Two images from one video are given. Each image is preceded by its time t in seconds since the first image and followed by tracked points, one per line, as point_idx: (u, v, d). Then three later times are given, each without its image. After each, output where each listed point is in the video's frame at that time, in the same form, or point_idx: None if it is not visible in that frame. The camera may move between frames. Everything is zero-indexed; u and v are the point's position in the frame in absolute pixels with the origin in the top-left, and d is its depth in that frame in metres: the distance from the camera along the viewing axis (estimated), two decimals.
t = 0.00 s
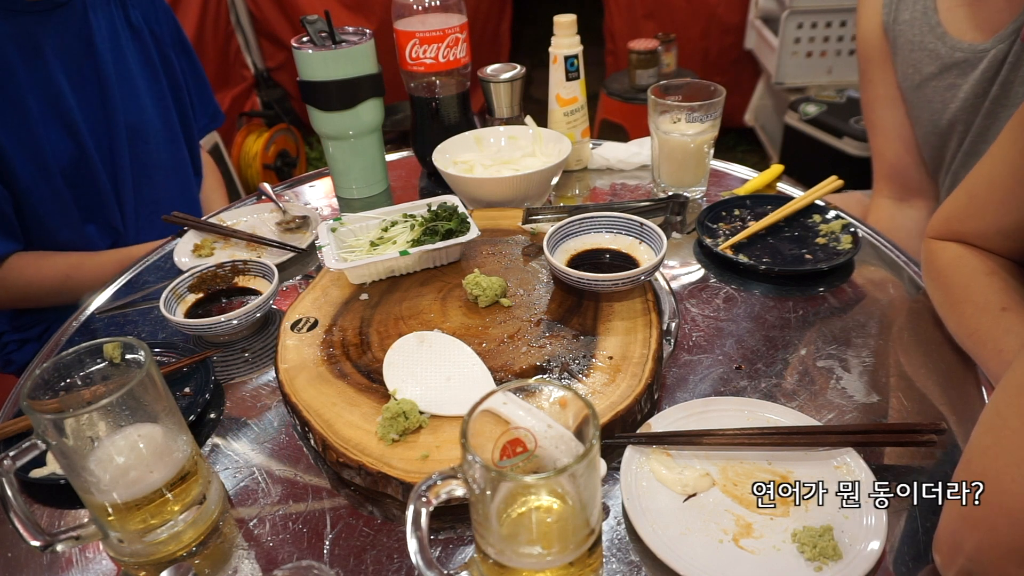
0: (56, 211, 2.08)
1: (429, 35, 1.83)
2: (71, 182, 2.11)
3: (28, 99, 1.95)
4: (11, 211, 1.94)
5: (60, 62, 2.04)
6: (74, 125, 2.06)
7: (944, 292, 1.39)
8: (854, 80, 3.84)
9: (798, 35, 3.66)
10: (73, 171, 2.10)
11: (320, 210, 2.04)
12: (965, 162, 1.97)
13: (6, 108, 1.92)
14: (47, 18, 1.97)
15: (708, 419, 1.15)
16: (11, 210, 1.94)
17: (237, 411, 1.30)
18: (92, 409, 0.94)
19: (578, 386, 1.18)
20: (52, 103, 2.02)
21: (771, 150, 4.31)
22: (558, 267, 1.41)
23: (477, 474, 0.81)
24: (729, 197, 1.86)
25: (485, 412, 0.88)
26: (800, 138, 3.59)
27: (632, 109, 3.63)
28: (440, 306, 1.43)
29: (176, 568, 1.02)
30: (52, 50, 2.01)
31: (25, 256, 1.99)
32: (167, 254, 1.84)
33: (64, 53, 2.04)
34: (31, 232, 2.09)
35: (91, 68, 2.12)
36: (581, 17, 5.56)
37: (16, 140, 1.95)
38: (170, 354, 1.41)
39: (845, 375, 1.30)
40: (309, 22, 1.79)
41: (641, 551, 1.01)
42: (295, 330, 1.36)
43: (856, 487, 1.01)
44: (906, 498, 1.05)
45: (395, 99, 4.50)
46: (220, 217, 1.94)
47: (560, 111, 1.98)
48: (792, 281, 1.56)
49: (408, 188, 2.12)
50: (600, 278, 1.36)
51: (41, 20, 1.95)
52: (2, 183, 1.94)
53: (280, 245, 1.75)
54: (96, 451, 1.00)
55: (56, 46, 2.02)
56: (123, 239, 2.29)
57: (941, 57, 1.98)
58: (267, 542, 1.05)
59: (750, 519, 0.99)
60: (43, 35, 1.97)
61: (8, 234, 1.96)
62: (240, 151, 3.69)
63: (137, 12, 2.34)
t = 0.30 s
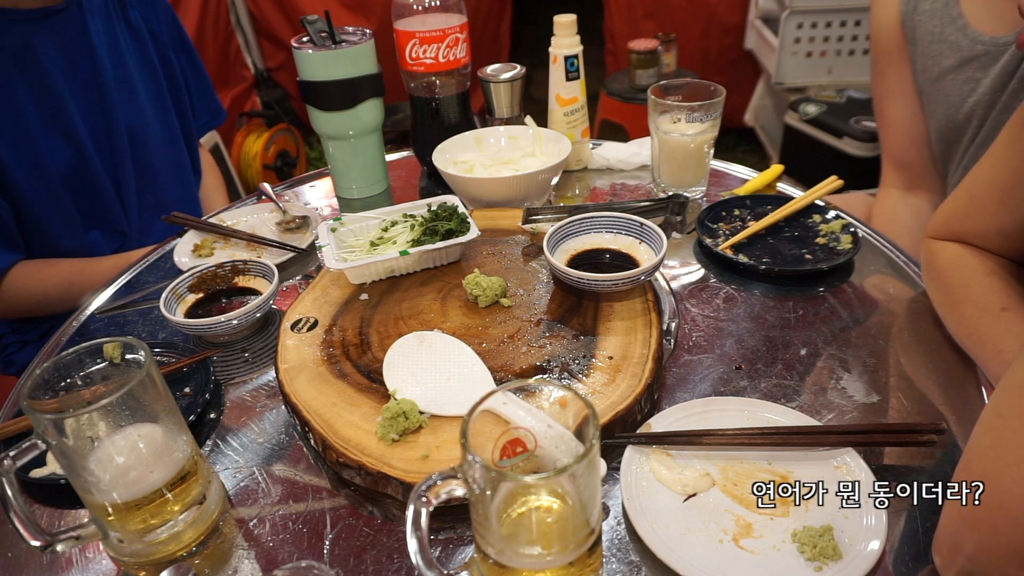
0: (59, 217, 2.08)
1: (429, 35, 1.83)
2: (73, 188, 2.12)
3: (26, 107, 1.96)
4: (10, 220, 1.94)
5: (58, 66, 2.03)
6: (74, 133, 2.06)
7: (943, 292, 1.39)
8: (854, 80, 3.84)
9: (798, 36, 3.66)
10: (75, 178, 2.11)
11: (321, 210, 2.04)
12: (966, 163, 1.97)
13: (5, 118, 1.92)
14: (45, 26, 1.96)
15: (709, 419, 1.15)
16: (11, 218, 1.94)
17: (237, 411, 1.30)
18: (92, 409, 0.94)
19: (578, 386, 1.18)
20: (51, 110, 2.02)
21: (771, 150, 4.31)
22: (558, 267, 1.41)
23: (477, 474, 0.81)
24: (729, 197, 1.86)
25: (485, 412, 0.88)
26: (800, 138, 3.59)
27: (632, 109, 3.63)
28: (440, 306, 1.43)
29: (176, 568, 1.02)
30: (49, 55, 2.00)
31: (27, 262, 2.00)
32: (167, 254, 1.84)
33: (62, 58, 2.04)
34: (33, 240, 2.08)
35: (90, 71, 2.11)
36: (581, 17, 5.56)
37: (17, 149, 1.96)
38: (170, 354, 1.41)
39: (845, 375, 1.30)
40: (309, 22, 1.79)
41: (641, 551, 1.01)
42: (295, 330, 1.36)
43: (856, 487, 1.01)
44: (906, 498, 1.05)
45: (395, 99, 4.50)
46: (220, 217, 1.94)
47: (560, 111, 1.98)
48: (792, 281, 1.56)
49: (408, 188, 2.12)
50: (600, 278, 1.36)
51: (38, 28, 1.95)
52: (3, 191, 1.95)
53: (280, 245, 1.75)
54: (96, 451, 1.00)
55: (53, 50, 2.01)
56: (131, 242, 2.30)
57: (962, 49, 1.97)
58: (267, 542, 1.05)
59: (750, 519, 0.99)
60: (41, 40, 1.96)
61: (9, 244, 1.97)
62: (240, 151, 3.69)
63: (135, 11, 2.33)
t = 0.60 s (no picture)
0: (60, 218, 2.08)
1: (429, 35, 1.83)
2: (74, 188, 2.12)
3: (26, 109, 1.95)
4: (12, 220, 1.94)
5: (59, 67, 2.03)
6: (75, 133, 2.06)
7: (943, 292, 1.38)
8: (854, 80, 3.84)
9: (798, 35, 3.66)
10: (76, 179, 2.11)
11: (321, 210, 2.04)
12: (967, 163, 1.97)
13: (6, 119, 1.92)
14: (45, 27, 1.96)
15: (709, 419, 1.15)
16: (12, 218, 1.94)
17: (237, 411, 1.30)
18: (92, 409, 0.94)
19: (578, 386, 1.18)
20: (52, 111, 2.01)
21: (771, 150, 4.31)
22: (558, 267, 1.41)
23: (477, 474, 0.81)
24: (729, 197, 1.86)
25: (485, 412, 0.88)
26: (800, 138, 3.59)
27: (632, 109, 3.63)
28: (440, 306, 1.43)
29: (176, 568, 1.02)
30: (50, 56, 2.00)
31: (29, 263, 2.00)
32: (167, 254, 1.84)
33: (63, 60, 2.03)
34: (33, 242, 2.07)
35: (92, 73, 2.11)
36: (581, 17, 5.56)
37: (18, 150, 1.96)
38: (170, 354, 1.41)
39: (846, 375, 1.30)
40: (309, 22, 1.79)
41: (641, 551, 1.01)
42: (295, 330, 1.36)
43: (856, 487, 1.01)
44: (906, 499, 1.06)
45: (395, 99, 4.50)
46: (220, 217, 1.94)
47: (560, 111, 1.97)
48: (792, 281, 1.56)
49: (408, 188, 2.12)
50: (600, 278, 1.36)
51: (39, 29, 1.94)
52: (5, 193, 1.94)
53: (280, 245, 1.75)
54: (96, 451, 1.00)
55: (54, 51, 2.00)
56: (132, 243, 2.30)
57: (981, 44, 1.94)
58: (267, 542, 1.05)
59: (750, 519, 0.99)
60: (42, 41, 1.96)
61: (12, 245, 1.97)
62: (240, 151, 3.69)
63: (137, 12, 2.33)
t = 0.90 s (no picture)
0: (61, 218, 2.08)
1: (429, 35, 1.83)
2: (78, 189, 2.11)
3: (31, 108, 1.95)
4: (15, 219, 1.94)
5: (65, 68, 2.03)
6: (80, 134, 2.06)
7: (943, 292, 1.39)
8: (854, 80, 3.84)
9: (798, 35, 3.66)
10: (80, 179, 2.11)
11: (320, 209, 2.04)
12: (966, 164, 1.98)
13: (11, 118, 1.92)
14: (50, 27, 1.96)
15: (708, 419, 1.15)
16: (15, 216, 1.93)
17: (237, 411, 1.30)
18: (92, 409, 0.94)
19: (578, 386, 1.18)
20: (57, 112, 2.01)
21: (771, 149, 4.31)
22: (558, 267, 1.41)
23: (477, 474, 0.81)
24: (729, 197, 1.86)
25: (485, 412, 0.88)
26: (800, 138, 3.59)
27: (632, 109, 3.63)
28: (440, 306, 1.43)
29: (176, 568, 1.02)
30: (56, 57, 2.00)
31: (30, 264, 1.99)
32: (167, 254, 1.84)
33: (68, 60, 2.03)
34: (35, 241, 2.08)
35: (98, 74, 2.11)
36: (581, 17, 5.56)
37: (23, 149, 1.96)
38: (170, 354, 1.41)
39: (846, 375, 1.30)
40: (309, 22, 1.79)
41: (641, 551, 1.01)
42: (295, 330, 1.36)
43: (856, 488, 1.01)
44: (906, 499, 1.06)
45: (395, 99, 4.50)
46: (220, 217, 1.94)
47: (560, 111, 1.97)
48: (792, 281, 1.56)
49: (407, 188, 2.12)
50: (600, 278, 1.36)
51: (44, 29, 1.94)
52: (7, 192, 1.94)
53: (280, 245, 1.75)
54: (96, 451, 1.00)
55: (60, 52, 2.01)
56: (136, 244, 2.29)
57: (973, 51, 1.96)
58: (267, 542, 1.05)
59: (749, 519, 0.99)
60: (45, 42, 1.96)
61: (13, 245, 1.96)
62: (240, 151, 3.69)
63: (144, 14, 2.34)
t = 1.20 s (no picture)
0: (61, 217, 2.07)
1: (429, 35, 1.83)
2: (77, 188, 2.11)
3: (31, 107, 1.95)
4: (14, 217, 1.93)
5: (66, 67, 2.03)
6: (80, 133, 2.06)
7: (943, 292, 1.39)
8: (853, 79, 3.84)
9: (798, 35, 3.66)
10: (79, 178, 2.10)
11: (321, 209, 2.04)
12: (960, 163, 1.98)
13: (11, 116, 1.92)
14: (52, 26, 1.96)
15: (708, 419, 1.15)
16: (14, 214, 1.93)
17: (237, 411, 1.30)
18: (92, 409, 0.94)
19: (578, 386, 1.18)
20: (57, 110, 2.01)
21: (771, 149, 4.31)
22: (558, 267, 1.41)
23: (477, 474, 0.81)
24: (729, 197, 1.86)
25: (485, 412, 0.88)
26: (799, 138, 3.59)
27: (632, 109, 3.63)
28: (440, 306, 1.43)
29: (176, 568, 1.02)
30: (57, 56, 2.00)
31: (30, 260, 2.00)
32: (167, 254, 1.84)
33: (69, 59, 2.03)
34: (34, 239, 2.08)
35: (98, 73, 2.11)
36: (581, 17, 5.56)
37: (23, 148, 1.96)
38: (170, 354, 1.41)
39: (846, 375, 1.30)
40: (309, 22, 1.79)
41: (641, 551, 1.01)
42: (295, 330, 1.36)
43: (856, 487, 1.01)
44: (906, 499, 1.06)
45: (395, 99, 4.50)
46: (220, 217, 1.94)
47: (560, 111, 1.97)
48: (792, 281, 1.56)
49: (407, 188, 2.12)
50: (601, 278, 1.36)
51: (45, 28, 1.94)
52: (8, 190, 1.94)
53: (280, 245, 1.75)
54: (96, 451, 1.00)
55: (61, 52, 2.01)
56: (135, 243, 2.29)
57: (943, 52, 1.94)
58: (267, 542, 1.05)
59: (749, 519, 0.99)
60: (47, 42, 1.96)
61: (14, 242, 1.97)
62: (240, 151, 3.69)
63: (145, 14, 2.34)
